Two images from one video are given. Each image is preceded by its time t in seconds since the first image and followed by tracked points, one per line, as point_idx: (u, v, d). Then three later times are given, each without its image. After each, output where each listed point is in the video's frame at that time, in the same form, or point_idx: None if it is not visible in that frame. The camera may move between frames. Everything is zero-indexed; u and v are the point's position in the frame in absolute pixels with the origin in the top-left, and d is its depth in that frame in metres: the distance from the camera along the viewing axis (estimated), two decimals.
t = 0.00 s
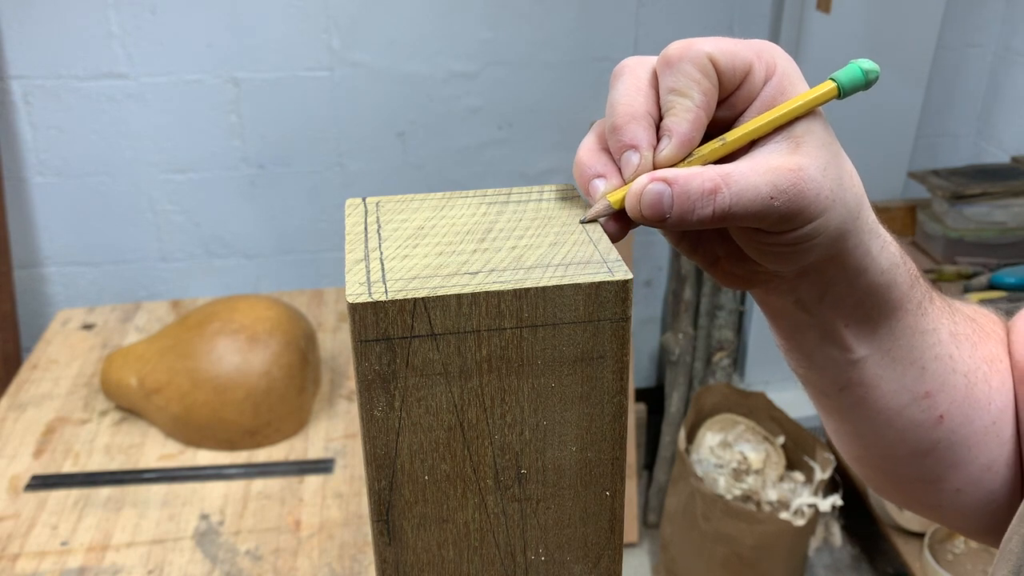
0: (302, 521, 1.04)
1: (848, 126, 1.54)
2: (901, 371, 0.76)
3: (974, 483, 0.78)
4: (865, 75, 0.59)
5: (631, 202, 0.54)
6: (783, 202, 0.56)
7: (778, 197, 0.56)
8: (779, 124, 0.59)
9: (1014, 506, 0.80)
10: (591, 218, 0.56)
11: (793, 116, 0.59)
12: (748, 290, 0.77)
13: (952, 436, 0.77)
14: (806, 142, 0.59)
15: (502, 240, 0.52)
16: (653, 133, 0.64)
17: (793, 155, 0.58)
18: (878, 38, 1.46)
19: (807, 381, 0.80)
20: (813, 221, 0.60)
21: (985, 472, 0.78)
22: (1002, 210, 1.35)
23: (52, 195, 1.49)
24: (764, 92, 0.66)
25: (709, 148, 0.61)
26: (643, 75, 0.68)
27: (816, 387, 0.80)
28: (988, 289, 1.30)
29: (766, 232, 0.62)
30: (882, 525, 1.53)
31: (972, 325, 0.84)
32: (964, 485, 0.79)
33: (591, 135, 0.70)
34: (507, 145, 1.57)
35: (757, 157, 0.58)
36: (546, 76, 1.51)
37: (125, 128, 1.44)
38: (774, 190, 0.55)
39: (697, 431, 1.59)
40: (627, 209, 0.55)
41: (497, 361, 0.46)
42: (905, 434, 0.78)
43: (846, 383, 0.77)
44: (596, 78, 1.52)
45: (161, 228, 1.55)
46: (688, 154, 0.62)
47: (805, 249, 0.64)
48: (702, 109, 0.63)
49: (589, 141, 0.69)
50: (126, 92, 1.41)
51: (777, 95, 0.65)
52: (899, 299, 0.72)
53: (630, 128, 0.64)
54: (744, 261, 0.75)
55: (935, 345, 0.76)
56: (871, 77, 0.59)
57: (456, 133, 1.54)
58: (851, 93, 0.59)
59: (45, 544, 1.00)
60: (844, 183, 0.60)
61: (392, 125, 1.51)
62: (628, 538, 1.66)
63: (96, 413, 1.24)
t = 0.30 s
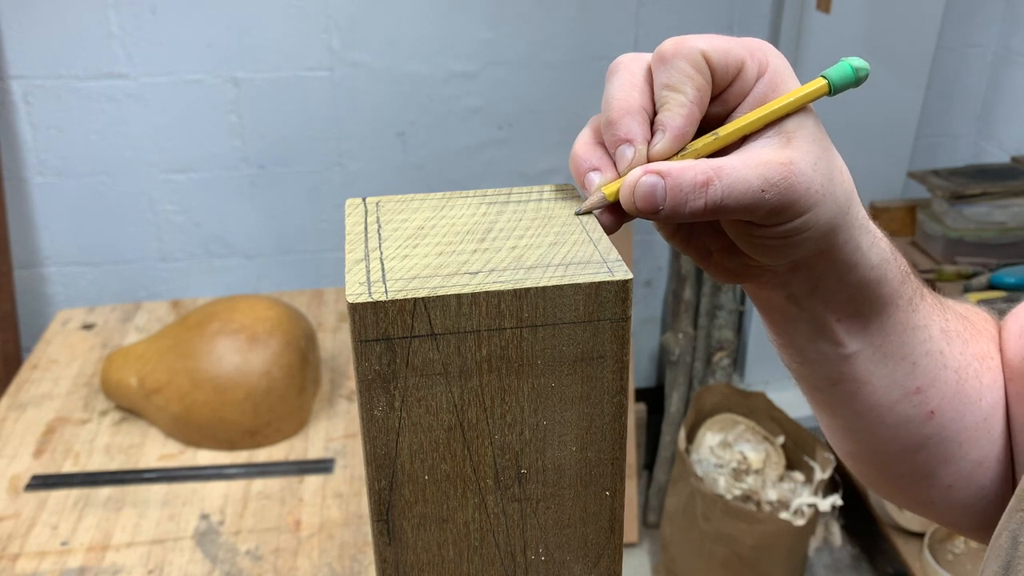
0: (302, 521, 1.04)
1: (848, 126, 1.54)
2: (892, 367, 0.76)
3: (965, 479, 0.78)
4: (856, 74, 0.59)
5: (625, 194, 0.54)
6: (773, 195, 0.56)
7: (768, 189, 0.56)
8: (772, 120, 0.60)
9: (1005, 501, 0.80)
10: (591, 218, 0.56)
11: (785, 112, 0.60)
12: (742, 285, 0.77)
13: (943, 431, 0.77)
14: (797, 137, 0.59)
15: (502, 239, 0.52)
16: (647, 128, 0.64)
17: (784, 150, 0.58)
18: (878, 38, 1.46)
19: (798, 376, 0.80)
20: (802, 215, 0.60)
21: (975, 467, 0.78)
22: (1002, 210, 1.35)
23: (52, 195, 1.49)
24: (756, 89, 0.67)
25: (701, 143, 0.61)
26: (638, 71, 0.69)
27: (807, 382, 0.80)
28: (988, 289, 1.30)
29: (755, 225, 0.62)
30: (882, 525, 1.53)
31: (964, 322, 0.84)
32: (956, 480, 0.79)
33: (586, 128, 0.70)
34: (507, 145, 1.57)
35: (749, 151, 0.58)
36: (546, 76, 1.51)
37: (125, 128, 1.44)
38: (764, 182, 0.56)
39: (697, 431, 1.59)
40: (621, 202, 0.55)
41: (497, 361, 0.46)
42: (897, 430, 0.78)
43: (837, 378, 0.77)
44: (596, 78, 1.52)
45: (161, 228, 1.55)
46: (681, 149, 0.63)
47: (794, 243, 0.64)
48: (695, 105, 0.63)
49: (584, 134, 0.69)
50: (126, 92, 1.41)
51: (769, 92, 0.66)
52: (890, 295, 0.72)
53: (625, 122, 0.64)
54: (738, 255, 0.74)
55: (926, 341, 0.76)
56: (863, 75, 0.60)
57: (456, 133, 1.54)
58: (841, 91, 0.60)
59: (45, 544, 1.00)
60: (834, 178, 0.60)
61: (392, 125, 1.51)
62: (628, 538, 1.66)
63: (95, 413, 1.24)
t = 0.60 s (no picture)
0: (302, 521, 1.04)
1: (848, 126, 1.54)
2: (888, 363, 0.76)
3: (962, 476, 0.78)
4: (848, 69, 0.59)
5: (617, 184, 0.55)
6: (764, 187, 0.56)
7: (759, 181, 0.56)
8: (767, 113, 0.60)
9: (1003, 500, 0.80)
10: (591, 219, 0.56)
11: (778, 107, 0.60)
12: (735, 276, 0.78)
13: (939, 427, 0.77)
14: (789, 131, 0.59)
15: (502, 239, 0.52)
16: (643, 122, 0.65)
17: (776, 143, 0.58)
18: (877, 38, 1.46)
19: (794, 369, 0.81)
20: (794, 208, 0.60)
21: (972, 464, 0.78)
22: (1002, 210, 1.35)
23: (52, 195, 1.49)
24: (750, 84, 0.67)
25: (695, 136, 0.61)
26: (634, 66, 0.70)
27: (803, 377, 0.80)
28: (988, 289, 1.30)
29: (748, 217, 0.62)
30: (882, 525, 1.53)
31: (962, 321, 0.84)
32: (952, 477, 0.79)
33: (585, 122, 0.72)
34: (507, 145, 1.57)
35: (741, 144, 0.58)
36: (546, 76, 1.51)
37: (125, 128, 1.44)
38: (755, 174, 0.56)
39: (697, 431, 1.59)
40: (615, 192, 0.56)
41: (497, 361, 0.46)
42: (893, 426, 0.78)
43: (834, 373, 0.77)
44: (596, 78, 1.52)
45: (161, 228, 1.55)
46: (675, 142, 0.63)
47: (786, 236, 0.64)
48: (690, 98, 0.64)
49: (582, 128, 0.71)
50: (126, 92, 1.41)
51: (763, 88, 0.67)
52: (885, 290, 0.72)
53: (620, 116, 0.65)
54: (730, 247, 0.75)
55: (923, 337, 0.76)
56: (855, 71, 0.60)
57: (456, 133, 1.54)
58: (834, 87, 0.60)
59: (45, 544, 1.00)
60: (827, 172, 0.60)
61: (392, 125, 1.51)
62: (628, 538, 1.66)
63: (96, 413, 1.24)
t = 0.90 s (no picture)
0: (302, 521, 1.04)
1: (848, 126, 1.54)
2: (886, 361, 0.76)
3: (960, 475, 0.78)
4: (845, 70, 0.59)
5: (615, 180, 0.55)
6: (761, 183, 0.56)
7: (756, 178, 0.56)
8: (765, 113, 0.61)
9: (1001, 499, 0.80)
10: (592, 219, 0.56)
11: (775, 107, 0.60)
12: (732, 273, 0.78)
13: (937, 426, 0.77)
14: (786, 129, 0.59)
15: (502, 240, 0.52)
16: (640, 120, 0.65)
17: (773, 141, 0.58)
18: (877, 38, 1.46)
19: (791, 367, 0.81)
20: (790, 206, 0.60)
21: (969, 464, 0.78)
22: (1002, 210, 1.35)
23: (52, 194, 1.49)
24: (747, 84, 0.67)
25: (692, 134, 0.61)
26: (633, 65, 0.70)
27: (801, 375, 0.80)
28: (988, 289, 1.30)
29: (744, 215, 0.62)
30: (882, 525, 1.53)
31: (960, 320, 0.84)
32: (950, 476, 0.79)
33: (584, 120, 0.72)
34: (507, 145, 1.57)
35: (738, 142, 0.58)
36: (546, 76, 1.51)
37: (125, 128, 1.44)
38: (752, 172, 0.56)
39: (697, 431, 1.59)
40: (613, 188, 0.56)
41: (497, 361, 0.46)
42: (890, 425, 0.78)
43: (832, 372, 0.77)
44: (596, 78, 1.52)
45: (161, 228, 1.55)
46: (673, 140, 0.63)
47: (782, 234, 0.64)
48: (688, 97, 0.64)
49: (581, 126, 0.71)
50: (126, 92, 1.41)
51: (760, 88, 0.67)
52: (882, 289, 0.72)
53: (619, 114, 0.65)
54: (727, 245, 0.75)
55: (920, 336, 0.76)
56: (852, 72, 0.60)
57: (456, 133, 1.54)
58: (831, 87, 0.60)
59: (45, 544, 1.00)
60: (823, 170, 0.60)
61: (392, 125, 1.51)
62: (628, 538, 1.66)
63: (96, 413, 1.24)
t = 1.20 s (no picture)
0: (302, 521, 1.04)
1: (848, 126, 1.54)
2: (883, 359, 0.76)
3: (957, 474, 0.78)
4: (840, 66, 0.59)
5: (611, 176, 0.55)
6: (756, 179, 0.56)
7: (751, 173, 0.56)
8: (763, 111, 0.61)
9: (999, 499, 0.79)
10: (592, 220, 0.56)
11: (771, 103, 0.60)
12: (728, 269, 0.78)
13: (934, 423, 0.77)
14: (781, 125, 0.59)
15: (502, 239, 0.52)
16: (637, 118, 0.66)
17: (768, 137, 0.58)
18: (877, 38, 1.46)
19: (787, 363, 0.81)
20: (785, 201, 0.60)
21: (965, 462, 0.78)
22: (1002, 210, 1.35)
23: (52, 194, 1.49)
24: (743, 80, 0.67)
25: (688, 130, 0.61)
26: (630, 62, 0.71)
27: (797, 372, 0.80)
28: (988, 289, 1.30)
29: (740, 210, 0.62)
30: (882, 525, 1.53)
31: (956, 319, 0.84)
32: (945, 474, 0.79)
33: (582, 115, 0.72)
34: (507, 145, 1.57)
35: (733, 138, 0.58)
36: (546, 76, 1.51)
37: (124, 128, 1.44)
38: (747, 167, 0.56)
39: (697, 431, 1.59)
40: (610, 184, 0.56)
41: (497, 361, 0.46)
42: (885, 422, 0.78)
43: (829, 370, 0.77)
44: (596, 78, 1.52)
45: (161, 228, 1.55)
46: (668, 136, 0.63)
47: (778, 229, 0.64)
48: (683, 93, 0.64)
49: (578, 121, 0.71)
50: (126, 92, 1.41)
51: (756, 84, 0.66)
52: (877, 285, 0.73)
53: (615, 111, 0.66)
54: (723, 240, 0.75)
55: (916, 334, 0.76)
56: (847, 68, 0.60)
57: (456, 133, 1.54)
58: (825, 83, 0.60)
59: (45, 544, 1.00)
60: (818, 166, 0.60)
61: (392, 125, 1.51)
62: (628, 538, 1.66)
63: (96, 413, 1.24)
